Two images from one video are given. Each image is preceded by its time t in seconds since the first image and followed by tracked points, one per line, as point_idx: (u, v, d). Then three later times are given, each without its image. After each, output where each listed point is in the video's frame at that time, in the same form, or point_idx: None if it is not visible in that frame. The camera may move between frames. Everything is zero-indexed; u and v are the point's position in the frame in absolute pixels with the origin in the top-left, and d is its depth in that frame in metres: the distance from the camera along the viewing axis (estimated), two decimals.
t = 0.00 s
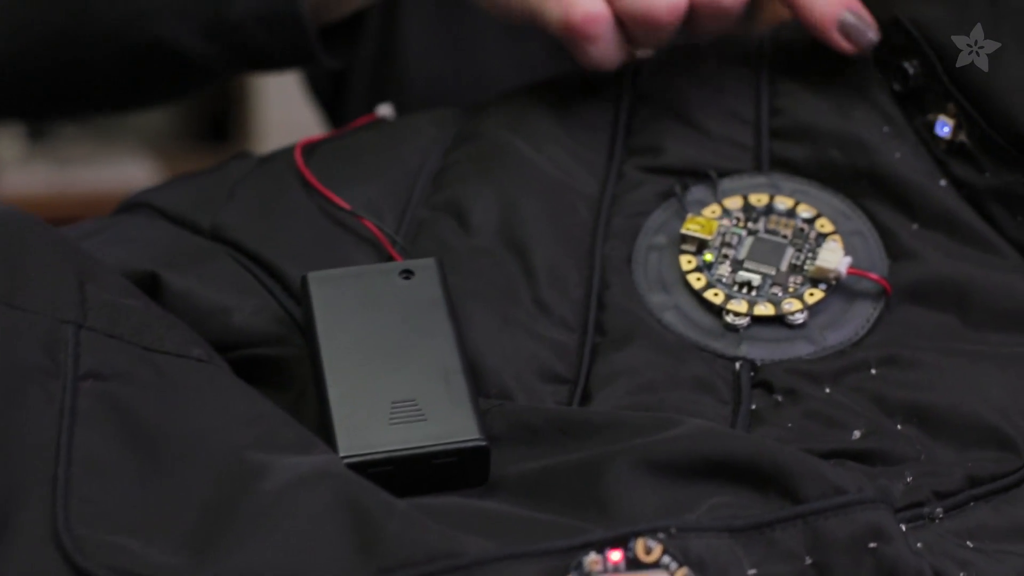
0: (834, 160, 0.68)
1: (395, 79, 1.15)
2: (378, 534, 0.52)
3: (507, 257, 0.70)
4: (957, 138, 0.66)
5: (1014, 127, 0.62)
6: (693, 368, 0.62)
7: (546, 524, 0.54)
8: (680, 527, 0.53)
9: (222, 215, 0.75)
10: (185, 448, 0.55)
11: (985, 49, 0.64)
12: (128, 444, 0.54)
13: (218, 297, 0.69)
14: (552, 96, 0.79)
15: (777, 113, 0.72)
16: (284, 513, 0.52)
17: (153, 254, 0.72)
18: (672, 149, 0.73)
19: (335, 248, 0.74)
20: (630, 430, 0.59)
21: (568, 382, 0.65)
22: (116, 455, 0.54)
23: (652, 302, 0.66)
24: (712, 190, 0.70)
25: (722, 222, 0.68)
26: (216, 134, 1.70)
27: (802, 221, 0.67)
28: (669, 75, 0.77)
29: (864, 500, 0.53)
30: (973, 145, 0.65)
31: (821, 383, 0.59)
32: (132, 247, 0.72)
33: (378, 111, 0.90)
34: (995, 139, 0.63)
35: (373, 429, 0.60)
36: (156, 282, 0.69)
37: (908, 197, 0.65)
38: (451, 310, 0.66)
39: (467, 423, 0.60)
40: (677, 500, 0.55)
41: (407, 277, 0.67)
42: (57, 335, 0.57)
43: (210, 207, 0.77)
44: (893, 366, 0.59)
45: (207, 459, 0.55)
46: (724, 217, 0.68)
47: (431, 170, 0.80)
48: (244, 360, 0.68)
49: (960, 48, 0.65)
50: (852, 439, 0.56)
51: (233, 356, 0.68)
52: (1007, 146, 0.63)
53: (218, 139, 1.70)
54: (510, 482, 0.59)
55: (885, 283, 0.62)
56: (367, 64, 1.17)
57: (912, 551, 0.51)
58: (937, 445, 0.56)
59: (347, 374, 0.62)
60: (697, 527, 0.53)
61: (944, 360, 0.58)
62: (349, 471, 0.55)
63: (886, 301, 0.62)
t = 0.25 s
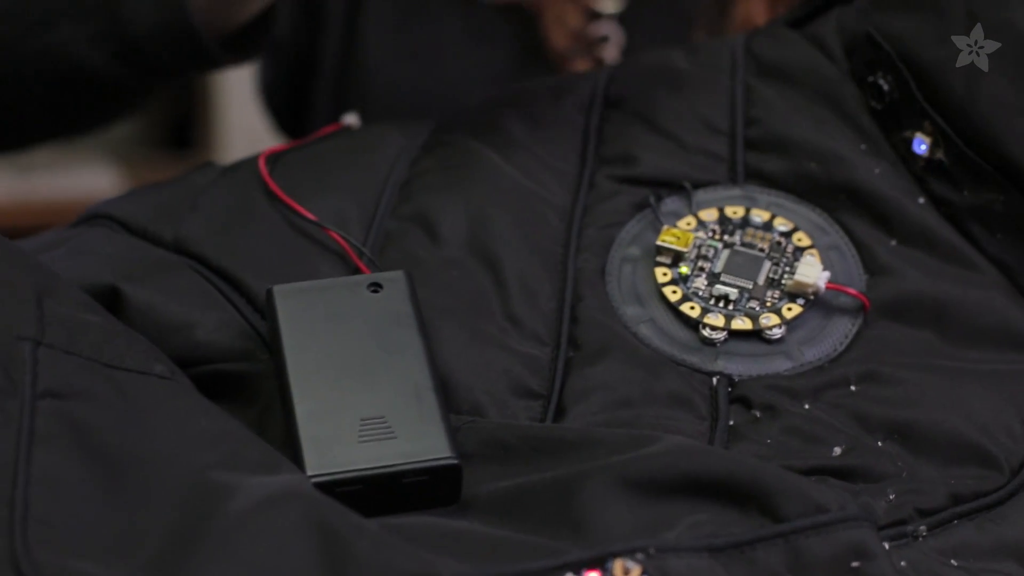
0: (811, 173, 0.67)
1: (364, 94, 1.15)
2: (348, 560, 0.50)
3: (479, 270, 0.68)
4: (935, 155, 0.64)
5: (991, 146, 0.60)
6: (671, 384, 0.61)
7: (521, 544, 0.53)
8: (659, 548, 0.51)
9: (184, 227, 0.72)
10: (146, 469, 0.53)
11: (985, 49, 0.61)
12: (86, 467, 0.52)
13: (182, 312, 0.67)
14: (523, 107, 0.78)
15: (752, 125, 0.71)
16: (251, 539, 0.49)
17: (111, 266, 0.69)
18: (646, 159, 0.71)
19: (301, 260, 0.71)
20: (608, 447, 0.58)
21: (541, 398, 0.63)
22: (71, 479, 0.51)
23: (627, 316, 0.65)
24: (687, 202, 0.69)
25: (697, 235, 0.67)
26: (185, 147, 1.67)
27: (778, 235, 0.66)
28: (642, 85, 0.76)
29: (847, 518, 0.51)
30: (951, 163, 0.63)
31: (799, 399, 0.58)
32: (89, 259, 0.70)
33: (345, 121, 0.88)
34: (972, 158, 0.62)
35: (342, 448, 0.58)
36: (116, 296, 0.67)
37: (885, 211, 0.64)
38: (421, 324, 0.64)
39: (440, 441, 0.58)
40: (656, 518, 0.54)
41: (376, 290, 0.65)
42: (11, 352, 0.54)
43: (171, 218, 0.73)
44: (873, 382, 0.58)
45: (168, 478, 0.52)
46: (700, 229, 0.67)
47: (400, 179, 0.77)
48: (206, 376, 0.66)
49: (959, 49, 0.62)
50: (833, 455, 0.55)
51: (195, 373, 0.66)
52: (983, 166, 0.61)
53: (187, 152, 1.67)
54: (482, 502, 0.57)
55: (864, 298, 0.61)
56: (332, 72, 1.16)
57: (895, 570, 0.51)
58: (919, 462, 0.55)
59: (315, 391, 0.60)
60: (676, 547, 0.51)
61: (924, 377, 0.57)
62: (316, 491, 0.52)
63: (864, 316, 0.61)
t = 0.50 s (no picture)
0: (799, 180, 0.66)
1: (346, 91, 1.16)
2: None
3: (461, 279, 0.66)
4: (924, 162, 0.63)
5: (983, 153, 0.59)
6: (658, 396, 0.59)
7: (507, 563, 0.51)
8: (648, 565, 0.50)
9: (160, 235, 0.70)
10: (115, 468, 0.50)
11: (986, 50, 0.60)
12: (60, 481, 0.50)
13: (159, 322, 0.65)
14: (506, 112, 0.76)
15: (738, 130, 0.70)
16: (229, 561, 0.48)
17: (83, 277, 0.66)
18: (631, 165, 0.70)
19: (279, 270, 0.69)
20: (595, 464, 0.55)
21: (526, 410, 0.61)
22: (42, 494, 0.49)
23: (613, 324, 0.63)
24: (673, 209, 0.68)
25: (684, 242, 0.66)
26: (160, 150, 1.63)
27: (766, 242, 0.65)
28: (626, 90, 0.75)
29: (840, 532, 0.50)
30: (940, 170, 0.62)
31: (789, 411, 0.57)
32: (60, 268, 0.68)
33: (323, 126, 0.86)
34: (961, 165, 0.61)
35: (323, 462, 0.56)
36: (89, 307, 0.64)
37: (874, 218, 0.63)
38: (403, 335, 0.63)
39: (423, 456, 0.56)
40: (646, 534, 0.52)
41: (356, 300, 0.63)
42: None
43: (146, 226, 0.71)
44: (865, 393, 0.57)
45: (144, 495, 0.51)
46: (686, 236, 0.66)
47: (381, 186, 0.75)
48: (183, 389, 0.63)
49: (959, 49, 0.61)
50: (824, 468, 0.54)
51: (172, 385, 0.63)
52: (975, 173, 0.60)
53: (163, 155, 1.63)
54: (466, 518, 0.55)
55: (854, 307, 0.60)
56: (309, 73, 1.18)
57: None
58: (911, 474, 0.54)
59: (293, 405, 0.58)
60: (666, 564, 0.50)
61: (916, 388, 0.56)
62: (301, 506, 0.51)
63: (854, 325, 0.60)
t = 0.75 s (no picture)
0: (797, 187, 0.65)
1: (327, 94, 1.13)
2: None
3: (454, 289, 0.65)
4: (924, 169, 0.63)
5: (984, 160, 0.59)
6: (656, 408, 0.58)
7: None
8: None
9: (146, 244, 0.68)
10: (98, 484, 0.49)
11: (985, 49, 0.59)
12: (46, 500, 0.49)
13: (146, 334, 0.63)
14: (498, 119, 0.75)
15: (735, 136, 0.69)
16: None
17: (68, 287, 0.65)
18: (626, 172, 0.69)
19: (268, 280, 0.67)
20: (591, 474, 0.54)
21: (521, 423, 0.60)
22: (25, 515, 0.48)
23: (609, 336, 0.62)
24: (669, 217, 0.67)
25: (681, 251, 0.65)
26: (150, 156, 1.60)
27: (765, 251, 0.64)
28: (620, 96, 0.74)
29: (844, 547, 0.49)
30: (941, 177, 0.62)
31: (789, 424, 0.56)
32: (43, 279, 0.66)
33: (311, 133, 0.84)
34: (963, 172, 0.60)
35: (313, 476, 0.54)
36: (75, 318, 0.63)
37: (874, 227, 0.63)
38: (397, 346, 0.61)
39: (417, 471, 0.54)
40: (644, 551, 0.51)
41: (348, 310, 0.61)
42: None
43: (132, 235, 0.70)
44: (867, 405, 0.56)
45: (129, 513, 0.49)
46: (683, 245, 0.65)
47: (371, 195, 0.73)
48: (170, 403, 0.62)
49: (959, 49, 0.60)
50: (825, 481, 0.53)
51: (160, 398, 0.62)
52: (976, 180, 0.60)
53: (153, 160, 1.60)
54: (461, 539, 0.54)
55: (855, 317, 0.59)
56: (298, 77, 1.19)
57: None
58: (914, 488, 0.53)
59: (284, 419, 0.56)
60: None
61: (918, 399, 0.55)
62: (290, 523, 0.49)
63: (854, 336, 0.59)
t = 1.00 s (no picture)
0: (796, 195, 0.65)
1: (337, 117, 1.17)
2: None
3: (446, 299, 0.63)
4: (925, 176, 0.62)
5: (986, 165, 0.58)
6: (654, 420, 0.57)
7: None
8: None
9: (133, 254, 0.67)
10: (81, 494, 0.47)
11: (985, 49, 0.59)
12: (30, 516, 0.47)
13: (133, 345, 0.61)
14: (492, 125, 0.74)
15: (732, 142, 0.69)
16: None
17: (53, 296, 0.63)
18: (622, 179, 0.68)
19: (255, 288, 0.65)
20: (590, 492, 0.52)
21: (517, 435, 0.58)
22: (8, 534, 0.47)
23: (605, 346, 0.61)
24: (666, 225, 0.66)
25: (678, 260, 0.64)
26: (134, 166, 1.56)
27: (763, 259, 0.63)
28: (615, 102, 0.74)
29: (850, 561, 0.48)
30: (942, 185, 0.61)
31: (789, 435, 0.55)
32: (26, 289, 0.64)
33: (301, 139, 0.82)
34: (965, 181, 0.59)
35: (305, 492, 0.52)
36: (61, 329, 0.62)
37: (873, 235, 0.62)
38: (390, 357, 0.59)
39: (412, 485, 0.53)
40: (646, 568, 0.49)
41: (340, 323, 0.60)
42: None
43: (119, 244, 0.68)
44: (868, 416, 0.55)
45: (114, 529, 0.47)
46: (680, 253, 0.64)
47: (363, 203, 0.71)
48: (157, 416, 0.60)
49: (959, 49, 0.60)
50: (828, 494, 0.52)
51: (147, 412, 0.60)
52: (977, 188, 0.59)
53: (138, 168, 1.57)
54: (456, 548, 0.52)
55: (855, 327, 0.58)
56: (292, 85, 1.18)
57: None
58: (918, 501, 0.52)
59: (276, 434, 0.55)
60: None
61: (920, 410, 0.55)
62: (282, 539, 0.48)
63: (854, 345, 0.58)
